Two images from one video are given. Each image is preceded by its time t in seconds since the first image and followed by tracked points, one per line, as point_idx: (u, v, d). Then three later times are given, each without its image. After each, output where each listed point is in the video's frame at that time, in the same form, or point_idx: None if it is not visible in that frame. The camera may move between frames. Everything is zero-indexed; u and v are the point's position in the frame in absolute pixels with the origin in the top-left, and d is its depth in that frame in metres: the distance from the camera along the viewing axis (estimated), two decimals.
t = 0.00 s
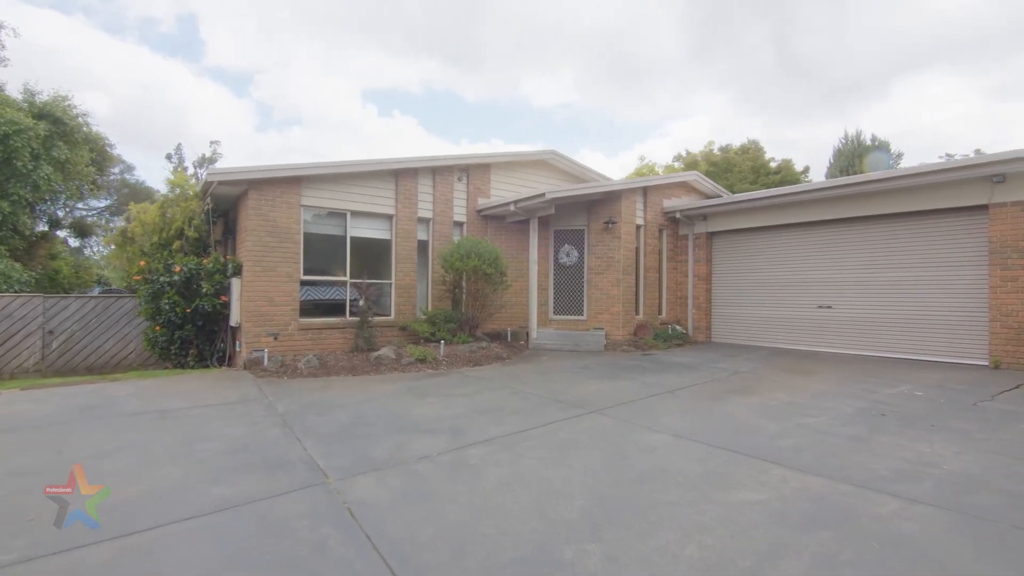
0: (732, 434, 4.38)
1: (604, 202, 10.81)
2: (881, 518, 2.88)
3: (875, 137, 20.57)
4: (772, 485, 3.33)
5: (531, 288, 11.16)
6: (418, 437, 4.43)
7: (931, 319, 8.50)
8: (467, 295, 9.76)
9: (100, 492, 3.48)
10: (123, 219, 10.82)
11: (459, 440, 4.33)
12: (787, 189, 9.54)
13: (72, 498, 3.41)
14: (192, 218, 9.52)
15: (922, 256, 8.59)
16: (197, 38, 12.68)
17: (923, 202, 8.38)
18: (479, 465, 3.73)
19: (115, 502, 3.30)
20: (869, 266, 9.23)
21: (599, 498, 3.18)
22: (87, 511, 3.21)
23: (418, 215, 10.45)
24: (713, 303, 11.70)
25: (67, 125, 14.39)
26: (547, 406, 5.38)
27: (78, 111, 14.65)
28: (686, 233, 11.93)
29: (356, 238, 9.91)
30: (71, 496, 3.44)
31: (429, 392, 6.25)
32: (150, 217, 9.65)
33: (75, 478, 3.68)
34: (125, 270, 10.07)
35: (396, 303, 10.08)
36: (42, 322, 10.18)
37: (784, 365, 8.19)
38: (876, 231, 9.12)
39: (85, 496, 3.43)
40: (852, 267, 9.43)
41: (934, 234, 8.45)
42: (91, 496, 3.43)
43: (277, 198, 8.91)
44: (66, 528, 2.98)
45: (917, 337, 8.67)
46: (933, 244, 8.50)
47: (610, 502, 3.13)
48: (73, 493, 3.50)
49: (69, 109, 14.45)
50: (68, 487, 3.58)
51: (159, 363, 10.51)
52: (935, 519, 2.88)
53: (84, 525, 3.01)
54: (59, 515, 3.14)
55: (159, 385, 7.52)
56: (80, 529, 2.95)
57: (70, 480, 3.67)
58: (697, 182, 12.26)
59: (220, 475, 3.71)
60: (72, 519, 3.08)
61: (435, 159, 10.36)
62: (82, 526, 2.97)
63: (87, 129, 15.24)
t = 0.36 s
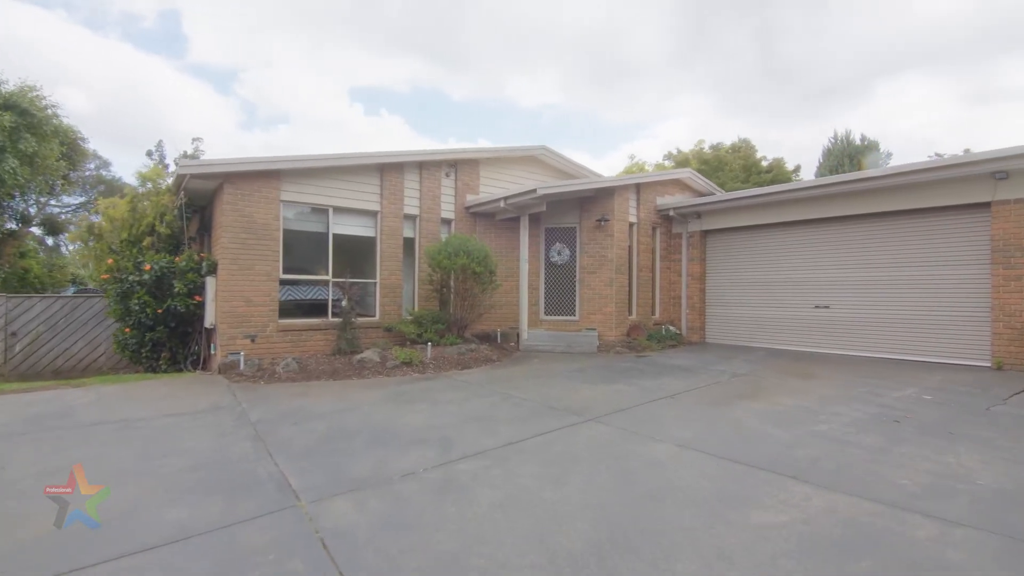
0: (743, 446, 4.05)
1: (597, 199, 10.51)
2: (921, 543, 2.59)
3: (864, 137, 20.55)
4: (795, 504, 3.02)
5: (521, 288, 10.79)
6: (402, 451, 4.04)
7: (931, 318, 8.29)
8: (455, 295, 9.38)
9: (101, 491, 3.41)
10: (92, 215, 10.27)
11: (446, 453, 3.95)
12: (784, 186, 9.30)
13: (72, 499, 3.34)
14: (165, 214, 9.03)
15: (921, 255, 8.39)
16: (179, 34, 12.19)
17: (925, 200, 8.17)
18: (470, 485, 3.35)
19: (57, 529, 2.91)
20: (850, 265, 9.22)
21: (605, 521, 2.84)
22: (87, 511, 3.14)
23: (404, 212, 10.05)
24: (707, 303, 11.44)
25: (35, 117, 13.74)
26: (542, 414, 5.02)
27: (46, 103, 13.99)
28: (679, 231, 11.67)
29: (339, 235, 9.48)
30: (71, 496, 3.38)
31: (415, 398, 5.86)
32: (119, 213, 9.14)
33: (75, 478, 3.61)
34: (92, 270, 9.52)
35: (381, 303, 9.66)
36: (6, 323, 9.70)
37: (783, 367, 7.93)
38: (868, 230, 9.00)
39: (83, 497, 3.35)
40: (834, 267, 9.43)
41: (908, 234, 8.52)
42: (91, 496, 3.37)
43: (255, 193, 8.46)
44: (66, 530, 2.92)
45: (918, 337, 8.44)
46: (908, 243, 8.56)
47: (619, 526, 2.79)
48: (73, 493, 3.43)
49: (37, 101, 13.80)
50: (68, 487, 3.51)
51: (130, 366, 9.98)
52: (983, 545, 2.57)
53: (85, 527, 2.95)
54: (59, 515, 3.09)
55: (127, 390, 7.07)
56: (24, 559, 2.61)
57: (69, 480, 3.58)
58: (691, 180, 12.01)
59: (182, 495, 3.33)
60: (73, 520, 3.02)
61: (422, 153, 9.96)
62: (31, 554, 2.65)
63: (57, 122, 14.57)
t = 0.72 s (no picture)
0: (761, 461, 3.72)
1: (592, 197, 10.19)
2: None
3: (857, 137, 20.45)
4: (827, 532, 2.70)
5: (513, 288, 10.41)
6: (388, 469, 3.67)
7: (937, 320, 8.07)
8: (445, 295, 9.01)
9: (100, 492, 3.42)
10: (62, 210, 9.74)
11: (438, 472, 3.58)
12: (784, 184, 9.04)
13: (72, 499, 3.35)
14: (139, 210, 8.55)
15: (926, 254, 8.17)
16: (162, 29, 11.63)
17: (931, 198, 7.94)
18: (464, 510, 2.99)
19: None
20: (852, 266, 8.99)
21: (619, 554, 2.50)
22: (87, 511, 3.15)
23: (391, 209, 9.64)
24: (703, 303, 11.18)
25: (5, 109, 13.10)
26: (540, 424, 4.66)
27: (17, 94, 13.35)
28: (675, 230, 11.38)
29: (324, 232, 9.05)
30: (71, 496, 3.38)
31: (403, 406, 5.48)
32: (90, 208, 8.64)
33: (75, 479, 3.62)
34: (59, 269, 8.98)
35: (368, 304, 9.25)
36: None
37: (786, 371, 7.65)
38: (870, 229, 8.77)
39: (85, 496, 3.37)
40: (835, 267, 9.19)
41: (901, 234, 8.43)
42: (91, 496, 3.37)
43: (233, 188, 8.02)
44: (66, 528, 2.92)
45: (923, 339, 8.22)
46: (901, 243, 8.48)
47: (634, 561, 2.45)
48: (73, 493, 3.44)
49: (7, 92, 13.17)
50: (68, 487, 3.52)
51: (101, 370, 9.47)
52: None
53: (84, 526, 2.95)
54: (59, 515, 3.09)
55: (94, 397, 6.62)
56: None
57: (69, 480, 3.60)
58: (687, 177, 11.73)
59: (143, 520, 2.98)
60: (72, 519, 3.01)
61: (410, 148, 9.55)
62: None
63: (28, 114, 13.93)
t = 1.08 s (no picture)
0: (783, 478, 3.41)
1: (587, 194, 9.87)
2: None
3: (851, 137, 20.35)
4: (870, 565, 2.40)
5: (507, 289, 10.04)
6: (374, 490, 3.31)
7: (944, 321, 7.86)
8: (436, 296, 8.63)
9: (101, 492, 3.42)
10: (30, 207, 9.24)
11: (429, 492, 3.23)
12: (786, 181, 8.79)
13: (72, 499, 3.34)
14: (112, 207, 8.11)
15: (932, 253, 7.95)
16: (153, 29, 11.15)
17: (936, 196, 7.71)
18: (459, 540, 2.65)
19: None
20: (855, 265, 8.76)
21: None
22: (87, 511, 3.15)
23: (380, 206, 9.25)
24: (701, 304, 10.91)
25: None
26: (539, 436, 4.32)
27: None
28: (673, 229, 11.10)
29: (309, 230, 8.64)
30: (72, 496, 3.38)
31: (391, 415, 5.12)
32: (59, 204, 8.17)
33: (75, 478, 3.62)
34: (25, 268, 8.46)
35: (356, 305, 8.85)
36: None
37: (790, 374, 7.39)
38: (873, 228, 8.54)
39: (84, 496, 3.37)
40: (838, 267, 8.96)
41: (897, 233, 8.29)
42: (91, 496, 3.37)
43: (211, 183, 7.59)
44: (67, 528, 2.92)
45: (929, 341, 8.00)
46: (897, 242, 8.33)
47: None
48: (73, 493, 3.44)
49: None
50: (68, 487, 3.52)
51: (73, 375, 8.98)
52: None
53: (84, 526, 2.94)
54: (59, 515, 3.08)
55: (61, 404, 6.20)
56: None
57: (69, 480, 3.60)
58: (684, 175, 11.47)
59: (99, 549, 2.65)
60: (72, 519, 3.01)
61: (399, 142, 9.17)
62: None
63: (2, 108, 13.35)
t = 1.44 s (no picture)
0: (809, 499, 3.10)
1: (583, 191, 9.54)
2: None
3: (844, 136, 20.25)
4: None
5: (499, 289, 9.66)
6: (356, 517, 2.95)
7: (949, 322, 7.66)
8: (425, 297, 8.26)
9: (102, 492, 3.42)
10: None
11: (419, 519, 2.88)
12: (788, 179, 8.52)
13: (72, 499, 3.34)
14: (81, 201, 7.68)
15: (938, 253, 7.72)
16: (142, 25, 10.67)
17: (944, 195, 7.48)
18: None
19: None
20: (858, 265, 8.53)
21: None
22: (87, 511, 3.15)
23: (367, 203, 8.85)
24: (699, 305, 10.63)
25: None
26: (539, 450, 3.98)
27: None
28: (669, 228, 10.81)
29: (291, 227, 8.21)
30: (72, 496, 3.38)
31: (377, 426, 4.74)
32: (25, 199, 7.75)
33: (74, 479, 3.61)
34: None
35: (341, 306, 8.44)
36: None
37: (794, 378, 7.11)
38: (877, 227, 8.31)
39: (84, 496, 3.37)
40: (840, 267, 8.73)
41: (900, 233, 8.07)
42: (91, 496, 3.37)
43: (184, 177, 7.13)
44: (67, 528, 2.92)
45: (934, 343, 7.80)
46: (900, 242, 8.12)
47: None
48: (73, 493, 3.44)
49: None
50: (68, 487, 3.51)
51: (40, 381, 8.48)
52: None
53: (86, 525, 2.96)
54: (58, 515, 3.09)
55: (21, 413, 5.76)
56: None
57: (70, 480, 3.60)
58: (681, 173, 11.19)
59: None
60: (72, 519, 3.02)
61: (387, 136, 8.77)
62: None
63: None
